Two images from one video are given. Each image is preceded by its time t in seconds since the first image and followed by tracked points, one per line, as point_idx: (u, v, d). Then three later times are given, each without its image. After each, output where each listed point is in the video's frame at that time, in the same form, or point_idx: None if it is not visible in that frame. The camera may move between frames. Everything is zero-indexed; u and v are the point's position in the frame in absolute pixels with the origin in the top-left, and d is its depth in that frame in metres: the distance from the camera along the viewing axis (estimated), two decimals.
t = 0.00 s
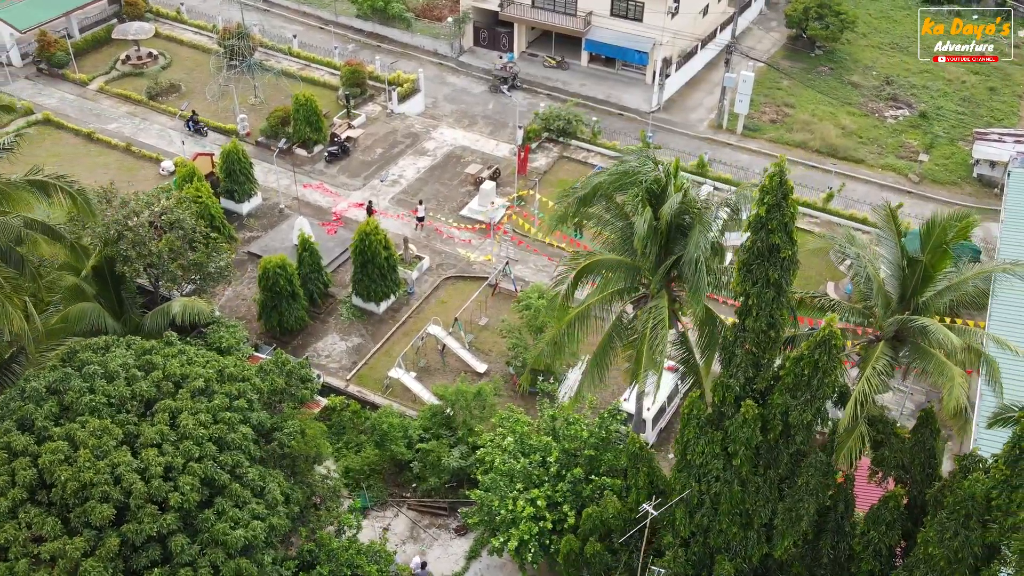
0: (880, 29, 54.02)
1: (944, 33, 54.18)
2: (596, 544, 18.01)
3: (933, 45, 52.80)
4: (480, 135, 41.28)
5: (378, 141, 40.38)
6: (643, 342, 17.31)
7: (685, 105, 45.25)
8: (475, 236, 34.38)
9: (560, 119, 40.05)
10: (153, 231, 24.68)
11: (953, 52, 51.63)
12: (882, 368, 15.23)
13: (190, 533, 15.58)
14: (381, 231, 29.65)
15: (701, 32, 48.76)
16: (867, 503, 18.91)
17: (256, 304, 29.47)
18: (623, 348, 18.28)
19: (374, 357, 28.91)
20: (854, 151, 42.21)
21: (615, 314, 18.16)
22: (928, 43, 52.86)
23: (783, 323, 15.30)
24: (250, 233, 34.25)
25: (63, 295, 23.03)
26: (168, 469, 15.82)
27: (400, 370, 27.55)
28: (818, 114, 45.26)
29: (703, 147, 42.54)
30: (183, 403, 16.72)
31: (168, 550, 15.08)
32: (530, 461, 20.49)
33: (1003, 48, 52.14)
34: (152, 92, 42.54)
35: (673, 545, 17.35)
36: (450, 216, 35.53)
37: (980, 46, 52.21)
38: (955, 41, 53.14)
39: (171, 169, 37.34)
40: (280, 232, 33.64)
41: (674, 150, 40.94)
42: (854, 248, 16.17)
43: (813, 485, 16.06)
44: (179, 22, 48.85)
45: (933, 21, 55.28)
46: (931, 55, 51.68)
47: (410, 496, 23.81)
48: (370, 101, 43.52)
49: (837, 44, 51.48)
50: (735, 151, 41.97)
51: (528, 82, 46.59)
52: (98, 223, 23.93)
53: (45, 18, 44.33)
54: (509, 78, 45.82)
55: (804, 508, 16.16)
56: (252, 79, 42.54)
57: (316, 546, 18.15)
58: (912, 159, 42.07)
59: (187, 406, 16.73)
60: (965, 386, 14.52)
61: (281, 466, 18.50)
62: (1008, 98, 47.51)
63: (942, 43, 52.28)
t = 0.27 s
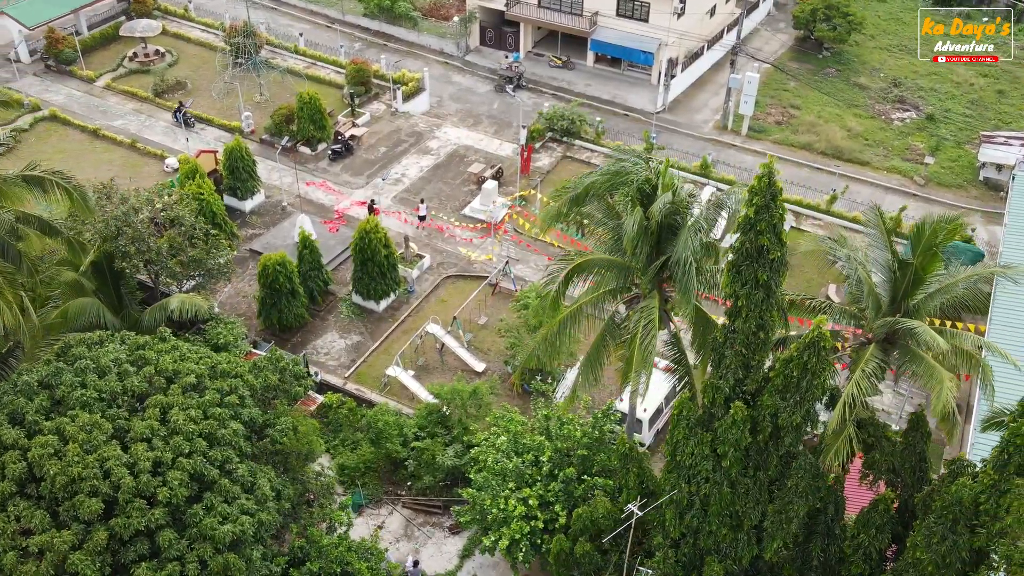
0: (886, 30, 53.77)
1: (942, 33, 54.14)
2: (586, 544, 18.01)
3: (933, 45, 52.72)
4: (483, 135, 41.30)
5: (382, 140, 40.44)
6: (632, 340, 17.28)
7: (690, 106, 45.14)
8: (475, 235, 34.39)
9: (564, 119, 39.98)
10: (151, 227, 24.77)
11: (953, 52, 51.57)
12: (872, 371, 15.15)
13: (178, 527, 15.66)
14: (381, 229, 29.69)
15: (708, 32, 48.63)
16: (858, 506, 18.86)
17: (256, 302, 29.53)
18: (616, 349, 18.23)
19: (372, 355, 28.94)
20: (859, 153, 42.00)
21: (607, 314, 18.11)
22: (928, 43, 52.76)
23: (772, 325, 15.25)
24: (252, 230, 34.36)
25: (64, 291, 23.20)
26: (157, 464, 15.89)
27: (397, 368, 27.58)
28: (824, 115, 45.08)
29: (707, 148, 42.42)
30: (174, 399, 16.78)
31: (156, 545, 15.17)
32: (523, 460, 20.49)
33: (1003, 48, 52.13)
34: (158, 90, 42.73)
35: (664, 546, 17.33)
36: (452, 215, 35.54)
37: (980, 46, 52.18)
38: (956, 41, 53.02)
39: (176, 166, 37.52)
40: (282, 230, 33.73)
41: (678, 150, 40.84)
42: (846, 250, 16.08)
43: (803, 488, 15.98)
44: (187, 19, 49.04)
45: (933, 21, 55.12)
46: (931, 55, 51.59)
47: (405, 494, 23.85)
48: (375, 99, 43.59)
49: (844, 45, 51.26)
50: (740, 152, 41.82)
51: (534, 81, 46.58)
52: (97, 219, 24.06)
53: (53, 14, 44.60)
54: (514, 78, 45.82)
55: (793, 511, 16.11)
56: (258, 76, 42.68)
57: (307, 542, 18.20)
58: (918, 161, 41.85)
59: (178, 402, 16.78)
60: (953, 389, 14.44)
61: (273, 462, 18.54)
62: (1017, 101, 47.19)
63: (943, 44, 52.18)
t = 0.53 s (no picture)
0: (892, 31, 53.55)
1: (943, 33, 53.93)
2: (576, 544, 18.01)
3: (933, 45, 52.63)
4: (487, 134, 41.32)
5: (386, 138, 40.51)
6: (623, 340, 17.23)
7: (696, 107, 45.04)
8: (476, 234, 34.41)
9: (568, 119, 40.00)
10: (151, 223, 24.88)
11: (953, 52, 51.47)
12: (862, 373, 15.10)
13: (167, 522, 15.75)
14: (381, 228, 29.75)
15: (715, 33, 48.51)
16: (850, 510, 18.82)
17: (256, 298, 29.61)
18: (608, 348, 18.18)
19: (371, 353, 28.98)
20: (865, 155, 41.81)
21: (600, 314, 18.08)
22: (928, 42, 52.65)
23: (762, 326, 15.19)
24: (254, 227, 34.47)
25: (63, 286, 23.31)
26: (146, 458, 15.96)
27: (395, 366, 27.61)
28: (830, 117, 44.90)
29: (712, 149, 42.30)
30: (165, 394, 16.85)
31: (145, 539, 15.27)
32: (516, 459, 20.47)
33: (1004, 48, 52.02)
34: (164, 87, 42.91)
35: (654, 546, 17.31)
36: (454, 214, 35.57)
37: (980, 46, 52.12)
38: (956, 41, 52.91)
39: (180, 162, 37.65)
40: (284, 227, 33.81)
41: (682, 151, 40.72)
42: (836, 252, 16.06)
43: (792, 490, 15.93)
44: (194, 17, 49.23)
45: (933, 21, 54.98)
46: (931, 55, 51.54)
47: (400, 492, 23.88)
48: (380, 98, 43.67)
49: (852, 47, 51.03)
50: (744, 153, 41.69)
51: (539, 81, 46.57)
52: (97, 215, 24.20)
53: (61, 11, 44.86)
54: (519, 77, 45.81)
55: (782, 513, 16.06)
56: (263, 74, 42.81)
57: (298, 539, 18.26)
58: (923, 164, 41.64)
59: (169, 397, 16.86)
60: (942, 392, 14.41)
61: (265, 458, 18.59)
62: None
63: (943, 44, 52.07)
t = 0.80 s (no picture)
0: (897, 32, 53.33)
1: (942, 33, 53.81)
2: (566, 544, 18.03)
3: (935, 45, 52.52)
4: (492, 134, 41.30)
5: (390, 137, 40.56)
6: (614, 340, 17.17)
7: (701, 107, 44.91)
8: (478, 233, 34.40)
9: (573, 119, 40.00)
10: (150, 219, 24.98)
11: (953, 53, 51.39)
12: (851, 375, 15.03)
13: (157, 516, 15.84)
14: (382, 226, 29.79)
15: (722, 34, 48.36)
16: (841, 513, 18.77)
17: (256, 296, 29.70)
18: (600, 348, 18.09)
19: (370, 351, 29.02)
20: (870, 157, 41.59)
21: (593, 313, 17.99)
22: (928, 43, 52.54)
23: (751, 327, 15.13)
24: (257, 225, 34.57)
25: (62, 281, 23.38)
26: (137, 453, 16.03)
27: (393, 364, 27.63)
28: (836, 119, 44.69)
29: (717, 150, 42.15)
30: (157, 389, 16.91)
31: (133, 533, 15.36)
32: (508, 458, 20.47)
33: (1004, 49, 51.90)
34: (170, 84, 43.09)
35: (644, 547, 17.32)
36: (456, 213, 35.58)
37: (985, 48, 51.98)
38: (955, 41, 52.86)
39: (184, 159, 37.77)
40: (285, 225, 33.87)
41: (686, 151, 40.56)
42: (826, 253, 15.96)
43: (781, 492, 15.92)
44: (202, 15, 49.42)
45: (935, 22, 54.93)
46: (932, 55, 51.42)
47: (395, 490, 23.90)
48: (384, 97, 43.72)
49: (860, 49, 50.80)
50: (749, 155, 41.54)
51: (544, 81, 46.54)
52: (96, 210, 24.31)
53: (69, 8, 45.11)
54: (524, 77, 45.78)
55: (771, 514, 16.00)
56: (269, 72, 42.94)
57: (289, 536, 18.33)
58: (929, 166, 41.41)
59: (161, 392, 16.91)
60: (930, 395, 14.33)
61: (257, 455, 18.62)
62: None
63: (943, 44, 52.00)
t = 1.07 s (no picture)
0: (902, 34, 53.13)
1: (941, 33, 53.74)
2: (556, 544, 18.00)
3: (933, 44, 52.44)
4: (495, 133, 41.30)
5: (394, 135, 40.62)
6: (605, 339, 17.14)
7: (707, 108, 44.80)
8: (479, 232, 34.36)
9: (577, 118, 39.96)
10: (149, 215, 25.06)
11: (953, 52, 51.35)
12: (840, 378, 14.98)
13: (147, 511, 15.91)
14: (382, 224, 29.83)
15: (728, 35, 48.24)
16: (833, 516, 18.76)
17: (256, 293, 29.79)
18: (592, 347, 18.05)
19: (369, 349, 29.06)
20: (876, 159, 41.39)
21: (584, 312, 17.96)
22: (927, 42, 52.46)
23: (740, 328, 15.08)
24: (259, 222, 34.68)
25: (61, 277, 23.54)
26: (127, 448, 16.10)
27: (391, 363, 27.66)
28: (842, 120, 44.50)
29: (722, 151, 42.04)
30: (148, 384, 16.98)
31: (123, 527, 15.44)
32: (502, 458, 20.46)
33: (1003, 48, 51.87)
34: (176, 81, 43.26)
35: (634, 548, 17.29)
36: (458, 212, 35.59)
37: (980, 46, 52.02)
38: (955, 41, 52.85)
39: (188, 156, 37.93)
40: (287, 222, 33.94)
41: (690, 152, 40.47)
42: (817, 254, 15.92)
43: (771, 494, 15.88)
44: (210, 13, 49.60)
45: (932, 21, 54.92)
46: (930, 54, 51.37)
47: (390, 488, 23.92)
48: (389, 96, 43.78)
49: (868, 50, 50.57)
50: (754, 156, 41.39)
51: (550, 81, 46.51)
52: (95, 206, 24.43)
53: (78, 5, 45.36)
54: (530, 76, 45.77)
55: (760, 517, 15.96)
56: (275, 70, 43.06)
57: (280, 532, 18.38)
58: (935, 169, 41.18)
59: (152, 388, 16.98)
60: (919, 398, 14.27)
61: (249, 451, 18.65)
62: None
63: (942, 44, 51.98)
